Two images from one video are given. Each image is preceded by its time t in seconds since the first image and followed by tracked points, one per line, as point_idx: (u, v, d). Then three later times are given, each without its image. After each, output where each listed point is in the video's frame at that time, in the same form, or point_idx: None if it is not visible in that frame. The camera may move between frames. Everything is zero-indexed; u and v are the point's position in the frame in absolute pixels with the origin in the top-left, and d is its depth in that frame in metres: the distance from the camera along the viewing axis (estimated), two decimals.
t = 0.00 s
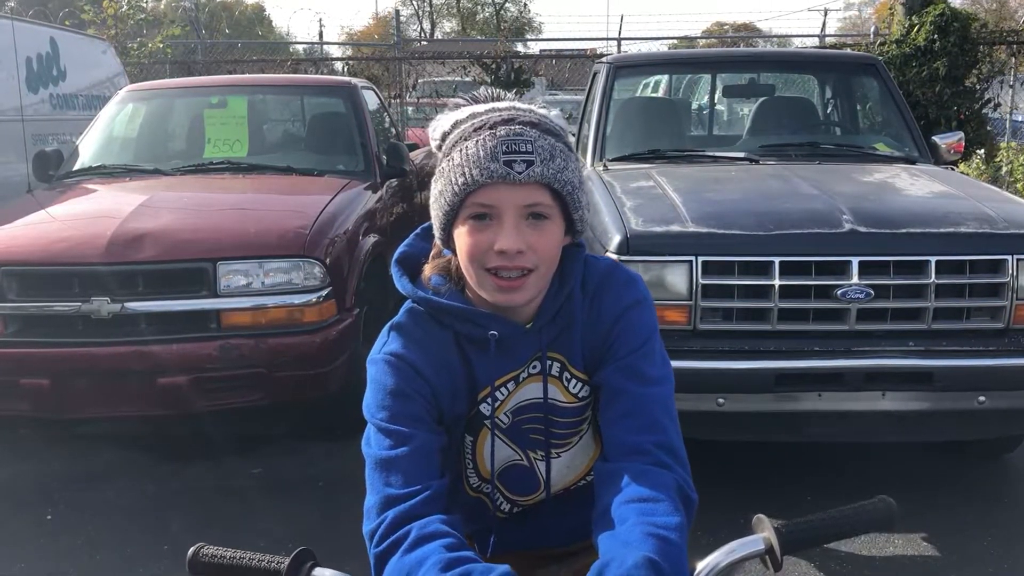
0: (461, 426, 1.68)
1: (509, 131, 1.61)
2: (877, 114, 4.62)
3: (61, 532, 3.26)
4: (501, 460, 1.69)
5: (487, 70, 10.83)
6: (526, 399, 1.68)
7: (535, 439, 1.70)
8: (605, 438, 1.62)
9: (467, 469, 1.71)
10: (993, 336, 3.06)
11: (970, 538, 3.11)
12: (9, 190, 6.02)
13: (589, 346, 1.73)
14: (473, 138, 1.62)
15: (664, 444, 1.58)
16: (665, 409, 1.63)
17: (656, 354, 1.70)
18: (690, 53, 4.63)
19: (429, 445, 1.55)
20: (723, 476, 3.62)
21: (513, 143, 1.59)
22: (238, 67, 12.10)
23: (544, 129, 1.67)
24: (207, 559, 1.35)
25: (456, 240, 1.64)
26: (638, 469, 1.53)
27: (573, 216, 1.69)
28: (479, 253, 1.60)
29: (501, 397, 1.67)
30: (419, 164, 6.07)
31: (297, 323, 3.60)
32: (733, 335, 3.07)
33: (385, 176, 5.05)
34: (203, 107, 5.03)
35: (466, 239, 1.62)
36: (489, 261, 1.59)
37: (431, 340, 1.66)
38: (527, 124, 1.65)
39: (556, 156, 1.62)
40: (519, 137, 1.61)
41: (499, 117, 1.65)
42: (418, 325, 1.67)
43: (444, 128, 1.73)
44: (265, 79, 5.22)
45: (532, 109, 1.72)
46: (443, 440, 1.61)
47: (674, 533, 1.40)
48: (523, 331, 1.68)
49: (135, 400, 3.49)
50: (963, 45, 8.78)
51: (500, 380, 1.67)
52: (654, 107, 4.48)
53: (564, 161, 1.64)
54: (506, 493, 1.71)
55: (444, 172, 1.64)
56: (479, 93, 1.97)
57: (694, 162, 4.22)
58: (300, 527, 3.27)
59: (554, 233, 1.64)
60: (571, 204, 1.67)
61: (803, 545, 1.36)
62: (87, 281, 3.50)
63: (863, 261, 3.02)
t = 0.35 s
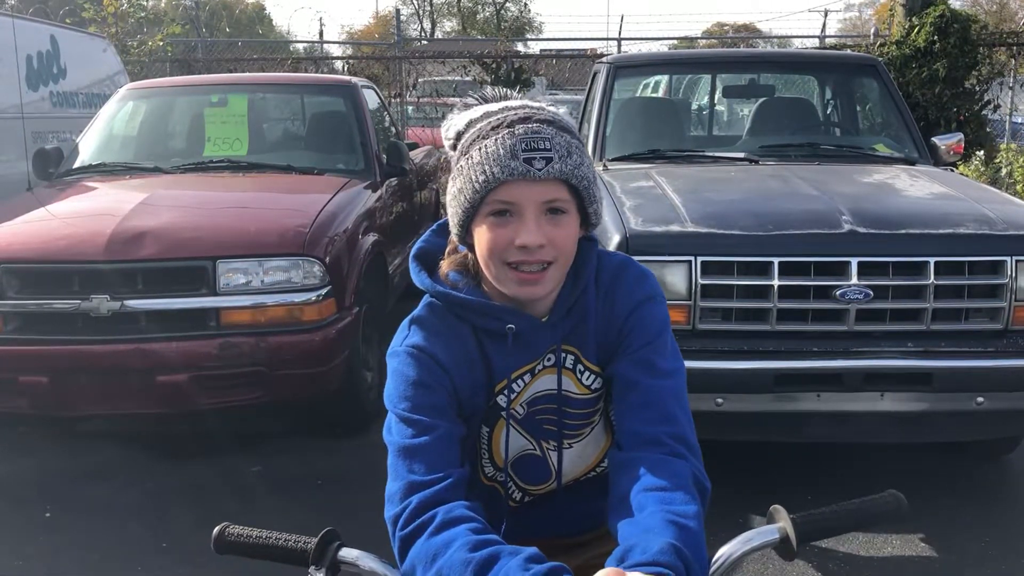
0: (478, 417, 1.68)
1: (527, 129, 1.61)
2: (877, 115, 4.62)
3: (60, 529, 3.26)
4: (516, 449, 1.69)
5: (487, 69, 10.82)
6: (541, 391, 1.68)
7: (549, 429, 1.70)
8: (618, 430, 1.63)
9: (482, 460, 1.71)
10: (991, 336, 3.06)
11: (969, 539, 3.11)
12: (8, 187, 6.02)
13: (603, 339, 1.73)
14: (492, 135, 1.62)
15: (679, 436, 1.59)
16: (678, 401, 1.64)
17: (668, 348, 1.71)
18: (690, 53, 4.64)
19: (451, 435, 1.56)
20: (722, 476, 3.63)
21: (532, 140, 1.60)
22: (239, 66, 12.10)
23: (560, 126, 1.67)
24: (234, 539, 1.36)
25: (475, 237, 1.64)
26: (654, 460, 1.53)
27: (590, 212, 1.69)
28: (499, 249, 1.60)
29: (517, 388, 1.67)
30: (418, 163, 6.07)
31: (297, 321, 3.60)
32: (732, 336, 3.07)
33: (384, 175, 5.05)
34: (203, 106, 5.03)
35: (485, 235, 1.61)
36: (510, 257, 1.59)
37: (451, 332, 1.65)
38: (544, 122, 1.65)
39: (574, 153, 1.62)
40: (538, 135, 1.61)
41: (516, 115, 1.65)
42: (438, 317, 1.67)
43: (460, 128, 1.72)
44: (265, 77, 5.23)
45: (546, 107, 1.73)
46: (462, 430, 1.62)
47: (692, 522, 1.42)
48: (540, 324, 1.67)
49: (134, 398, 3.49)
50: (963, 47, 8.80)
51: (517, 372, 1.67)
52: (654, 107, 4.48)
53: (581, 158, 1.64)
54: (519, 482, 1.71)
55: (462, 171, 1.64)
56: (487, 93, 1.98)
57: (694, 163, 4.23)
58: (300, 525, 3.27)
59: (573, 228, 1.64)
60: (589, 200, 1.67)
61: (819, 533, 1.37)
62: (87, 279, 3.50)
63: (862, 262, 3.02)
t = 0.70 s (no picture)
0: (488, 420, 1.67)
1: (552, 130, 1.61)
2: (874, 118, 4.63)
3: (57, 531, 3.26)
4: (523, 452, 1.68)
5: (484, 71, 10.81)
6: (552, 394, 1.68)
7: (557, 433, 1.69)
8: (628, 430, 1.65)
9: (490, 462, 1.69)
10: (988, 338, 3.06)
11: (966, 540, 3.12)
12: (5, 189, 6.01)
13: (613, 344, 1.74)
14: (516, 135, 1.61)
15: (687, 439, 1.62)
16: (687, 406, 1.67)
17: (678, 355, 1.73)
18: (687, 56, 4.65)
19: (461, 440, 1.56)
20: (720, 477, 3.63)
21: (557, 141, 1.59)
22: (236, 67, 12.09)
23: (583, 129, 1.67)
24: (237, 538, 1.36)
25: (494, 235, 1.63)
26: (666, 462, 1.57)
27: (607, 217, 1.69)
28: (519, 248, 1.59)
29: (530, 391, 1.67)
30: (416, 165, 6.07)
31: (294, 322, 3.59)
32: (729, 338, 3.08)
33: (382, 176, 5.05)
34: (200, 107, 5.02)
35: (505, 233, 1.61)
36: (529, 256, 1.58)
37: (464, 335, 1.65)
38: (568, 124, 1.65)
39: (597, 157, 1.63)
40: (563, 136, 1.61)
41: (541, 116, 1.65)
42: (450, 320, 1.67)
43: (481, 127, 1.71)
44: (263, 79, 5.22)
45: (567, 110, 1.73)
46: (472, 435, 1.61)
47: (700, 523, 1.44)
48: (553, 329, 1.68)
49: (131, 399, 3.48)
50: (960, 49, 8.81)
51: (530, 375, 1.67)
52: (651, 110, 4.49)
53: (603, 162, 1.64)
54: (525, 485, 1.69)
55: (484, 168, 1.63)
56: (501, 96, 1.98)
57: (691, 165, 4.23)
58: (297, 526, 3.27)
59: (591, 232, 1.64)
60: (608, 204, 1.67)
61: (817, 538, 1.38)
62: (84, 280, 3.50)
63: (859, 264, 3.02)
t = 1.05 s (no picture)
0: (480, 434, 1.69)
1: (558, 141, 1.59)
2: (872, 120, 4.64)
3: (56, 535, 3.26)
4: (516, 467, 1.69)
5: (483, 74, 10.82)
6: (545, 408, 1.69)
7: (549, 448, 1.70)
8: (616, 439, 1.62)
9: (481, 476, 1.72)
10: (985, 341, 3.07)
11: (964, 542, 3.12)
12: (4, 193, 6.01)
13: (607, 358, 1.73)
14: (520, 144, 1.60)
15: (670, 448, 1.58)
16: (675, 418, 1.63)
17: (673, 368, 1.70)
18: (685, 60, 4.66)
19: (451, 452, 1.56)
20: (719, 480, 3.64)
21: (562, 152, 1.58)
22: (234, 70, 12.10)
23: (588, 140, 1.66)
24: (212, 560, 1.34)
25: (495, 246, 1.62)
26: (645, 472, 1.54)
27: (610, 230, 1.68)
28: (520, 261, 1.58)
29: (522, 406, 1.68)
30: (414, 169, 6.08)
31: (293, 327, 3.60)
32: (727, 341, 3.08)
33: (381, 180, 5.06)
34: (199, 111, 5.03)
35: (507, 246, 1.59)
36: (530, 270, 1.57)
37: (457, 347, 1.66)
38: (574, 135, 1.64)
39: (602, 169, 1.61)
40: (568, 147, 1.59)
41: (546, 125, 1.63)
42: (443, 331, 1.67)
43: (485, 134, 1.71)
44: (262, 83, 5.23)
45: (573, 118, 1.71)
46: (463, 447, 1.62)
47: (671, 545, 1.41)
48: (549, 343, 1.69)
49: (130, 403, 3.49)
50: (957, 52, 8.83)
51: (523, 391, 1.68)
52: (649, 113, 4.50)
53: (608, 174, 1.63)
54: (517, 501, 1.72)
55: (486, 177, 1.61)
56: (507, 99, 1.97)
57: (689, 168, 4.24)
58: (296, 530, 3.28)
59: (593, 246, 1.62)
60: (611, 217, 1.66)
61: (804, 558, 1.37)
62: (83, 284, 3.50)
63: (857, 266, 3.03)
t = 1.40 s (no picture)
0: (473, 439, 1.68)
1: (549, 143, 1.60)
2: (873, 122, 4.63)
3: (57, 538, 3.26)
4: (510, 474, 1.69)
5: (484, 76, 10.83)
6: (537, 414, 1.68)
7: (544, 455, 1.70)
8: (607, 447, 1.60)
9: (475, 484, 1.71)
10: (986, 342, 3.07)
11: (966, 543, 3.12)
12: (6, 197, 6.02)
13: (599, 362, 1.73)
14: (511, 146, 1.60)
15: (658, 452, 1.57)
16: (664, 420, 1.62)
17: (666, 369, 1.69)
18: (686, 61, 4.66)
19: (449, 451, 1.56)
20: (720, 482, 3.63)
21: (554, 154, 1.58)
22: (236, 74, 12.12)
23: (582, 143, 1.66)
24: (218, 567, 1.29)
25: (486, 250, 1.61)
26: (632, 486, 1.50)
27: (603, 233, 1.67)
28: (511, 264, 1.56)
29: (513, 412, 1.67)
30: (415, 171, 6.08)
31: (293, 329, 3.59)
32: (729, 343, 3.08)
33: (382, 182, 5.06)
34: (201, 114, 5.04)
35: (498, 249, 1.58)
36: (522, 274, 1.56)
37: (447, 351, 1.65)
38: (567, 137, 1.64)
39: (595, 171, 1.61)
40: (560, 149, 1.59)
41: (537, 127, 1.63)
42: (432, 335, 1.67)
43: (475, 136, 1.70)
44: (263, 86, 5.24)
45: (565, 121, 1.71)
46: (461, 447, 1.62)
47: (657, 566, 1.37)
48: (541, 347, 1.67)
49: (131, 406, 3.49)
50: (958, 53, 8.84)
51: (513, 397, 1.67)
52: (650, 114, 4.50)
53: (601, 176, 1.63)
54: (512, 509, 1.71)
55: (477, 180, 1.61)
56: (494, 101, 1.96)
57: (691, 169, 4.24)
58: (298, 532, 3.27)
59: (586, 249, 1.61)
60: (604, 219, 1.65)
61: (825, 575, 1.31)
62: (84, 286, 3.51)
63: (859, 268, 3.02)
